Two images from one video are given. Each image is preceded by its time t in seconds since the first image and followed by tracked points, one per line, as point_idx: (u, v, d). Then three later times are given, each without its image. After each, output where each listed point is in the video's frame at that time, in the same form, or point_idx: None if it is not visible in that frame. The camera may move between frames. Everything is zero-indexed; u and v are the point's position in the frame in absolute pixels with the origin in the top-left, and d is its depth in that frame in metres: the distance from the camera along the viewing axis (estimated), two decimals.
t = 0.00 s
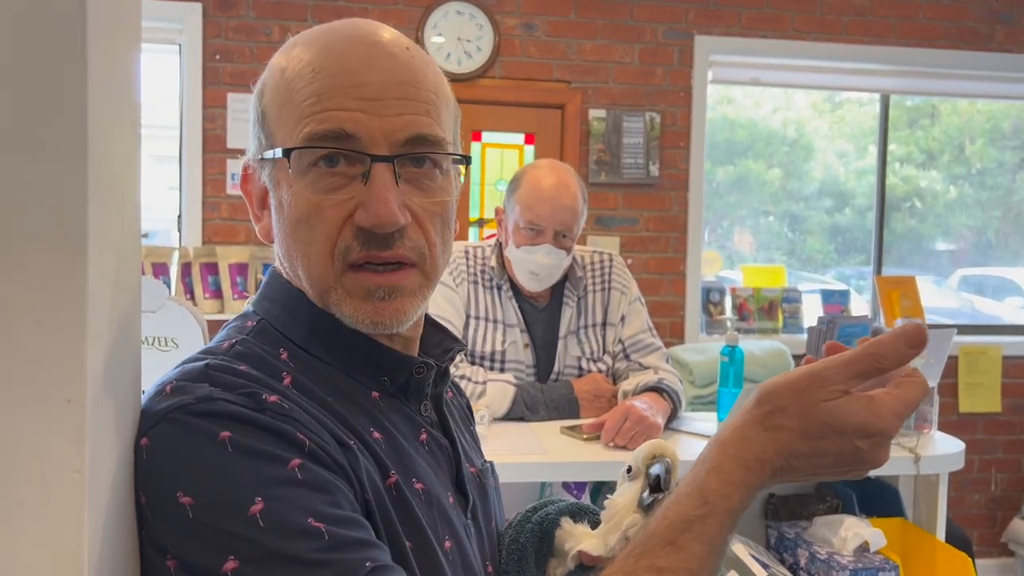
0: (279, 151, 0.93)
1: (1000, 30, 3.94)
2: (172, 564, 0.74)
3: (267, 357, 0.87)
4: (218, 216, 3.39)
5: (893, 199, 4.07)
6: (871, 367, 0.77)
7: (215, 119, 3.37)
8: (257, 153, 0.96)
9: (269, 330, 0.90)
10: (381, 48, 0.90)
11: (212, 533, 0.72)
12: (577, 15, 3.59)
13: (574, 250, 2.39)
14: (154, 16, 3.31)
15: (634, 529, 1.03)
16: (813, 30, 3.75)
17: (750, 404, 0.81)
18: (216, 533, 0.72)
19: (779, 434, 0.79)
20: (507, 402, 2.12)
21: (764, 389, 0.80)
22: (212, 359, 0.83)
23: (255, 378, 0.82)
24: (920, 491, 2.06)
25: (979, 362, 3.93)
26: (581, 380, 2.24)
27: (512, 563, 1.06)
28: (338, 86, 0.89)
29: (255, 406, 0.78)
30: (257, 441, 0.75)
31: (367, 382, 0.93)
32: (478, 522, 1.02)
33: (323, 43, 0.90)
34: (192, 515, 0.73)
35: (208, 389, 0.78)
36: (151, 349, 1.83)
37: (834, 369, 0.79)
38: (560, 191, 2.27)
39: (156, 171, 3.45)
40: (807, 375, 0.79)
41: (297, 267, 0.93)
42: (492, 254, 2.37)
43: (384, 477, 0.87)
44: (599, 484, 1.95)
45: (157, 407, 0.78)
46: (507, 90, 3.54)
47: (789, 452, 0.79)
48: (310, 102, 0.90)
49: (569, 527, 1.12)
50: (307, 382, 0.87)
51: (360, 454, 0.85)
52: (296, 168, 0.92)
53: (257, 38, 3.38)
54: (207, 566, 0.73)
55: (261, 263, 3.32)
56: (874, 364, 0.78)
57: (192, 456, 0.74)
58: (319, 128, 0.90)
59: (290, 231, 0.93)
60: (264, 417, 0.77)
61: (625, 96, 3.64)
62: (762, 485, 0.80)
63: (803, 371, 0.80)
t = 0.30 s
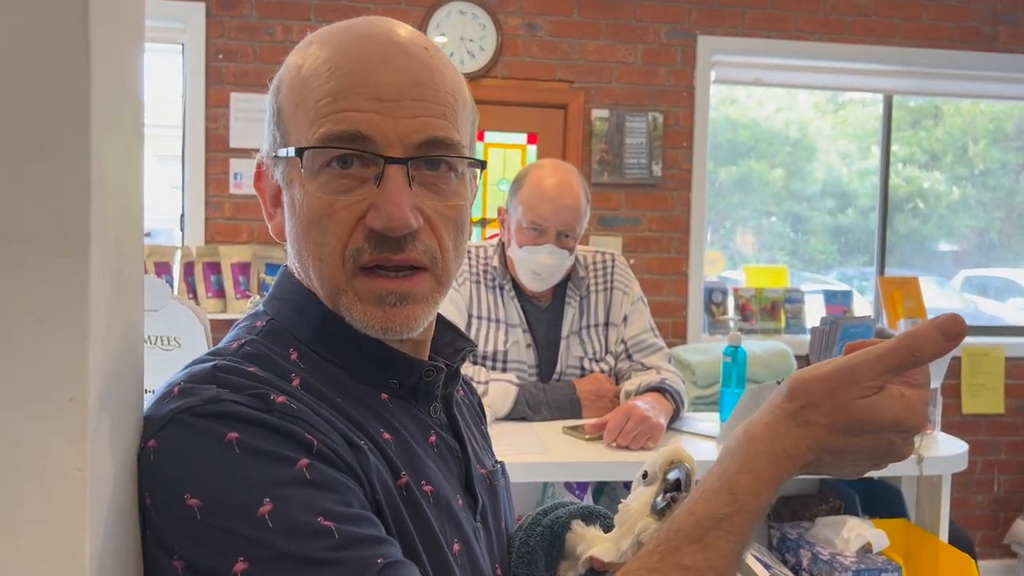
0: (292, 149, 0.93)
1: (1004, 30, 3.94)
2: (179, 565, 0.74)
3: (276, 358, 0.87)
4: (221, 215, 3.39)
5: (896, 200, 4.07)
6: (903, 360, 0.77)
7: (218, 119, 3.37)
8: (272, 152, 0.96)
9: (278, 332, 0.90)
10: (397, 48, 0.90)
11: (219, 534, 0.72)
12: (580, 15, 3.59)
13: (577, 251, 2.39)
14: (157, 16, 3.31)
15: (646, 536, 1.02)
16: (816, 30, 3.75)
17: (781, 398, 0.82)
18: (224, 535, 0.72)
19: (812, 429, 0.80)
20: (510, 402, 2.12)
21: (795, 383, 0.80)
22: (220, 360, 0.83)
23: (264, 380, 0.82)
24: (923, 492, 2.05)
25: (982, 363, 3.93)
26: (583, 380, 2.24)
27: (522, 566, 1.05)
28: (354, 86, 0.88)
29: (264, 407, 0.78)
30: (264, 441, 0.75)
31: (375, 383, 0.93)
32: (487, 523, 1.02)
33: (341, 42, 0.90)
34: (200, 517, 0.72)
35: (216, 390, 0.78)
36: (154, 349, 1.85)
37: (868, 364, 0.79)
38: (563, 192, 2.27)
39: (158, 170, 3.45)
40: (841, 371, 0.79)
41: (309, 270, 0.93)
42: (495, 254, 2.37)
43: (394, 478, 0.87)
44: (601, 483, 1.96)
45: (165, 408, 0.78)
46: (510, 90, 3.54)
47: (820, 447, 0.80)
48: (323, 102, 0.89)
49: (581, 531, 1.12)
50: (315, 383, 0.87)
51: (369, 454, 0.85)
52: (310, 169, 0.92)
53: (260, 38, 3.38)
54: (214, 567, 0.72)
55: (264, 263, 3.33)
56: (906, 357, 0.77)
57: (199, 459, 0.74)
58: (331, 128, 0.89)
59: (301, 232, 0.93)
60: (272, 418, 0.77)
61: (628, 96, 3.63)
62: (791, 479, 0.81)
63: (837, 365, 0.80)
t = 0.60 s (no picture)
0: (329, 157, 0.87)
1: (1007, 30, 3.93)
2: None
3: (285, 362, 0.86)
4: (223, 214, 3.39)
5: (898, 200, 4.06)
6: (935, 383, 0.75)
7: (221, 118, 3.37)
8: (287, 159, 0.89)
9: (284, 333, 0.90)
10: (426, 48, 0.89)
11: (232, 552, 0.73)
12: (582, 14, 3.58)
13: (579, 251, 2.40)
14: (160, 15, 3.31)
15: (660, 539, 1.07)
16: (819, 30, 3.74)
17: (809, 417, 0.78)
18: (239, 554, 0.73)
19: (843, 451, 0.77)
20: (512, 401, 2.12)
21: (824, 403, 0.76)
22: (227, 368, 0.83)
23: (273, 388, 0.82)
24: (925, 492, 2.05)
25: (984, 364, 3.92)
26: (585, 380, 2.24)
27: (530, 566, 1.04)
28: (405, 92, 0.86)
29: (274, 417, 0.78)
30: (275, 455, 0.75)
31: (384, 384, 0.92)
32: (495, 520, 1.02)
33: (375, 44, 0.86)
34: (214, 535, 0.73)
35: (225, 401, 0.78)
36: (157, 348, 1.86)
37: (903, 386, 0.76)
38: (566, 191, 2.27)
39: (160, 169, 3.45)
40: (876, 392, 0.76)
41: (363, 280, 0.91)
42: (498, 254, 2.37)
43: (405, 480, 0.87)
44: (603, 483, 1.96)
45: (175, 421, 0.78)
46: (513, 89, 3.53)
47: (850, 468, 0.77)
48: (370, 109, 0.86)
49: (590, 531, 1.13)
50: (325, 386, 0.87)
51: (380, 460, 0.85)
52: (359, 177, 0.88)
53: (262, 37, 3.38)
54: None
55: (266, 262, 3.33)
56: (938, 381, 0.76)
57: (211, 476, 0.74)
58: (386, 134, 0.86)
59: (349, 242, 0.90)
60: (283, 429, 0.77)
61: (630, 96, 3.63)
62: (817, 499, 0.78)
63: (872, 385, 0.76)
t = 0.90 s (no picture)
0: (410, 172, 0.87)
1: (1009, 30, 3.93)
2: None
3: (289, 359, 0.86)
4: (225, 213, 3.39)
5: (899, 200, 4.06)
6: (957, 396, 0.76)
7: (223, 116, 3.37)
8: (353, 171, 0.87)
9: (284, 329, 0.89)
10: (487, 61, 0.90)
11: (243, 553, 0.73)
12: (584, 13, 3.58)
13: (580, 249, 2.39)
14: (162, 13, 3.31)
15: (657, 531, 1.06)
16: (821, 30, 3.74)
17: (831, 420, 0.80)
18: (250, 556, 0.73)
19: (863, 453, 0.78)
20: (514, 400, 2.12)
21: (846, 407, 0.79)
22: (230, 366, 0.83)
23: (279, 385, 0.82)
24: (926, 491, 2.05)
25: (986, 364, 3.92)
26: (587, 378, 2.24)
27: (527, 558, 1.06)
28: (483, 108, 0.88)
29: (283, 415, 0.78)
30: (286, 455, 0.76)
31: (386, 380, 0.92)
32: (491, 516, 1.02)
33: (453, 59, 0.87)
34: (225, 537, 0.73)
35: (232, 400, 0.78)
36: (160, 345, 1.87)
37: (923, 394, 0.77)
38: (568, 190, 2.27)
39: (162, 168, 3.45)
40: (896, 398, 0.77)
41: (430, 292, 0.91)
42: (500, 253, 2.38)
43: (412, 475, 0.87)
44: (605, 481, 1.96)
45: (182, 424, 0.78)
46: (514, 89, 3.53)
47: (870, 470, 0.79)
48: (454, 124, 0.87)
49: (586, 522, 1.11)
50: (328, 382, 0.87)
51: (388, 457, 0.85)
52: (441, 192, 0.88)
53: (264, 35, 3.38)
54: None
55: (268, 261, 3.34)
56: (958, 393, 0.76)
57: (223, 478, 0.74)
58: (469, 149, 0.88)
59: (417, 254, 0.90)
60: (292, 427, 0.78)
61: (632, 95, 3.63)
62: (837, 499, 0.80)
63: (892, 391, 0.78)
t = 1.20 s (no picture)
0: (421, 182, 0.87)
1: (1011, 30, 3.93)
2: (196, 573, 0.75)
3: (287, 354, 0.87)
4: (226, 211, 3.39)
5: (901, 200, 4.05)
6: (950, 392, 0.79)
7: (224, 115, 3.37)
8: (365, 173, 0.88)
9: (283, 325, 0.89)
10: (511, 79, 0.90)
11: (244, 545, 0.73)
12: (586, 12, 3.58)
13: (580, 248, 2.39)
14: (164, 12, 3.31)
15: (652, 528, 1.05)
16: (823, 29, 3.74)
17: (827, 411, 0.81)
18: (252, 548, 0.73)
19: (860, 445, 0.79)
20: (514, 398, 2.12)
21: (842, 398, 0.79)
22: (229, 361, 0.83)
23: (278, 378, 0.82)
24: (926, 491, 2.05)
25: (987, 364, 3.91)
26: (587, 377, 2.25)
27: (522, 554, 1.07)
28: (502, 126, 0.88)
29: (283, 408, 0.78)
30: (287, 447, 0.76)
31: (384, 376, 0.92)
32: (487, 511, 1.03)
33: (478, 73, 0.86)
34: (226, 530, 0.74)
35: (231, 394, 0.78)
36: (160, 343, 1.88)
37: (919, 387, 0.80)
38: (568, 189, 2.27)
39: (163, 166, 3.46)
40: (892, 388, 0.79)
41: (435, 299, 0.91)
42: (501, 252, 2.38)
43: (410, 470, 0.88)
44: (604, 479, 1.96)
45: (181, 417, 0.78)
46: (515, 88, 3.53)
47: (866, 462, 0.79)
48: (473, 140, 0.87)
49: (580, 519, 1.11)
50: (326, 377, 0.87)
51: (388, 452, 0.85)
52: (453, 204, 0.88)
53: (266, 34, 3.38)
54: None
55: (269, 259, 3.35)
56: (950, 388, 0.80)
57: (223, 471, 0.74)
58: (485, 165, 0.88)
59: (423, 262, 0.90)
60: (293, 420, 0.78)
61: (633, 95, 3.63)
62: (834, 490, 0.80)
63: (888, 382, 0.80)
